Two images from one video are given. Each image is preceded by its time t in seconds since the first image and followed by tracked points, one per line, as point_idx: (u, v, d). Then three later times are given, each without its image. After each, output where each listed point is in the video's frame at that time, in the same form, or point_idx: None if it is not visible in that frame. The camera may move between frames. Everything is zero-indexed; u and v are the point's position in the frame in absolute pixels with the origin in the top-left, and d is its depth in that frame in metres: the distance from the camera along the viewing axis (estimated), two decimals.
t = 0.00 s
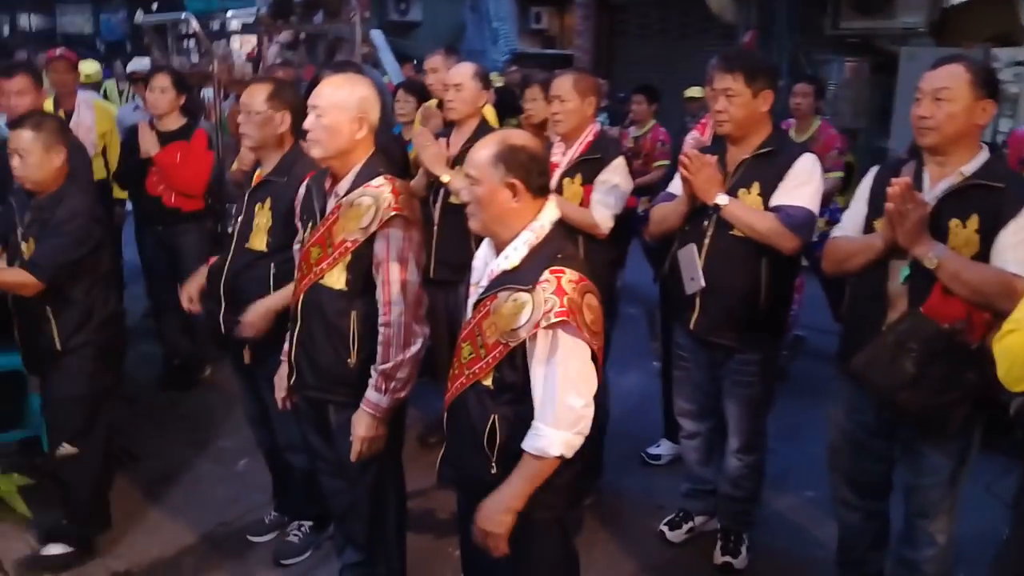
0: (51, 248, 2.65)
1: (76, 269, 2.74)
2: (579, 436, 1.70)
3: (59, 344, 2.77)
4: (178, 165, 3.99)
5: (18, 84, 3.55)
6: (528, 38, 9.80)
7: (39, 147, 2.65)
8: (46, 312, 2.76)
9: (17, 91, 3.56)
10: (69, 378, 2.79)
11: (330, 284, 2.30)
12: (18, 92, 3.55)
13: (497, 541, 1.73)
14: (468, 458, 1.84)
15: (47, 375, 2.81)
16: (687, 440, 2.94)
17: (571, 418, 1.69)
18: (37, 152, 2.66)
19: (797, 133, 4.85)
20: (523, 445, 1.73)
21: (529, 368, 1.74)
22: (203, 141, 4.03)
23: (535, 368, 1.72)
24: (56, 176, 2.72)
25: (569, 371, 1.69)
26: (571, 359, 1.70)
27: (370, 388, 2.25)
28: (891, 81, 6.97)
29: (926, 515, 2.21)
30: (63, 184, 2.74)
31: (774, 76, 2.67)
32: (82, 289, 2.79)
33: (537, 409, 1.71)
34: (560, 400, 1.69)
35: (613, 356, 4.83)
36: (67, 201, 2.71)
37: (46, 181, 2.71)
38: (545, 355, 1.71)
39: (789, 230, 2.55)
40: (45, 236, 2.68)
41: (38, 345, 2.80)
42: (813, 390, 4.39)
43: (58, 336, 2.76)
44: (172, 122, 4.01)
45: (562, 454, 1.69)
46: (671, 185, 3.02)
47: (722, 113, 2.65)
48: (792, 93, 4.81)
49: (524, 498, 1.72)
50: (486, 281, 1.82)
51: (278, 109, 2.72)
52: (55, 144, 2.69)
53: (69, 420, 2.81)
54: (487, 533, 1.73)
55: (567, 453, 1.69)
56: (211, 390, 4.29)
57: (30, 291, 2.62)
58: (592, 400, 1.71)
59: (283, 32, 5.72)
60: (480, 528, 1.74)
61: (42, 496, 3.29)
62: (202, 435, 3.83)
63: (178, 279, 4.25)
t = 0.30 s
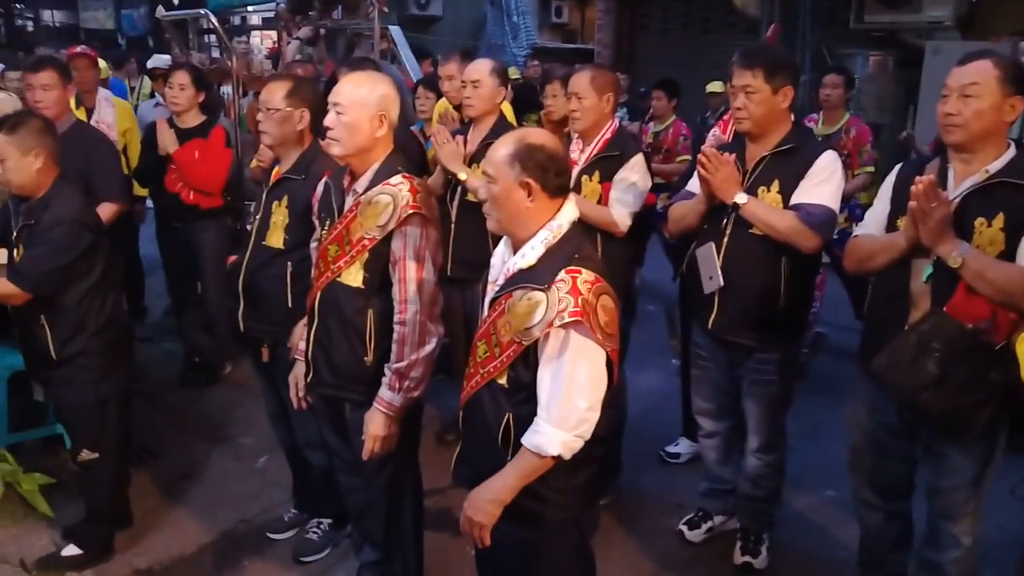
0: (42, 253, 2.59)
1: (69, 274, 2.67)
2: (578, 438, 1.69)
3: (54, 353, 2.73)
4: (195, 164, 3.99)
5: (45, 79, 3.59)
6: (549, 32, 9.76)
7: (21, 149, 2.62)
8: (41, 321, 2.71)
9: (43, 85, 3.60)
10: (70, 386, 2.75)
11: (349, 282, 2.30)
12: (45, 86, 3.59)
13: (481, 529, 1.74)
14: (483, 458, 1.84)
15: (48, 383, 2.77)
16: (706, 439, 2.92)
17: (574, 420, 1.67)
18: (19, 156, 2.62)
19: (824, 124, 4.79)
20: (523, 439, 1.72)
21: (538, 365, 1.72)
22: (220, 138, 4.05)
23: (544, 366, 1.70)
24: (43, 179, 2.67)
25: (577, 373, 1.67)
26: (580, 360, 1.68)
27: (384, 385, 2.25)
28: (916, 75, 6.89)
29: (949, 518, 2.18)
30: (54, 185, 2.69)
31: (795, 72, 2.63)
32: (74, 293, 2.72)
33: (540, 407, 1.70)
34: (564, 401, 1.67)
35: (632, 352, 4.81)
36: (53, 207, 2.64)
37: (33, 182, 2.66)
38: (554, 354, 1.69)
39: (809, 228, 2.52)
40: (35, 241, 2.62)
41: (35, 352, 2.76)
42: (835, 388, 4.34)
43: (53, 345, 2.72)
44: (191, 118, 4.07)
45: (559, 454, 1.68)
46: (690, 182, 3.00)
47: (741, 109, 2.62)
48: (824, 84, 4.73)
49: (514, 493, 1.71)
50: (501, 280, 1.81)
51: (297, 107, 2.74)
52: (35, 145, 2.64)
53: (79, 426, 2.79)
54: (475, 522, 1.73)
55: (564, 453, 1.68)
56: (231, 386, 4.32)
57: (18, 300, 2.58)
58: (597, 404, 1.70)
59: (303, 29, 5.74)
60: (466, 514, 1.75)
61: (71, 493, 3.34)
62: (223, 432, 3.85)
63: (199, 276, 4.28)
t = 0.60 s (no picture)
0: (75, 241, 2.59)
1: (104, 260, 2.68)
2: (613, 444, 1.67)
3: (91, 341, 2.77)
4: (242, 154, 4.07)
5: (102, 67, 3.67)
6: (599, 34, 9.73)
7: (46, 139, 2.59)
8: (78, 309, 2.74)
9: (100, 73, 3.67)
10: (107, 373, 2.81)
11: (389, 278, 2.30)
12: (102, 75, 3.67)
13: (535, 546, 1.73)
14: (510, 459, 1.84)
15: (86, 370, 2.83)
16: (741, 451, 2.88)
17: (606, 425, 1.66)
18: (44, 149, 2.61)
19: (880, 133, 4.69)
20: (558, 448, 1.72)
21: (567, 369, 1.71)
22: (267, 131, 4.10)
23: (573, 371, 1.69)
24: (71, 168, 2.65)
25: (606, 376, 1.66)
26: (609, 364, 1.66)
27: (420, 382, 2.26)
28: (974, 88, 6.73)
29: (990, 544, 2.11)
30: (86, 172, 2.66)
31: (845, 80, 2.58)
32: (109, 281, 2.74)
33: (572, 413, 1.69)
34: (594, 405, 1.66)
35: (670, 359, 4.77)
36: (84, 196, 2.62)
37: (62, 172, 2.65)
38: (582, 356, 1.68)
39: (853, 241, 2.47)
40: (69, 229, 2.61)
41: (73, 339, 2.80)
42: (876, 405, 4.26)
43: (90, 332, 2.76)
44: (239, 110, 4.12)
45: (595, 461, 1.67)
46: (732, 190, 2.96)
47: (788, 116, 2.58)
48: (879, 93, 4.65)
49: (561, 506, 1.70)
50: (532, 281, 1.81)
51: (337, 101, 2.73)
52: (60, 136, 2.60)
53: (115, 412, 2.86)
54: (528, 539, 1.72)
55: (599, 460, 1.66)
56: (269, 374, 4.37)
57: (50, 288, 2.58)
58: (628, 408, 1.68)
59: (353, 25, 5.79)
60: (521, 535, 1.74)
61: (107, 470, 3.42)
62: (259, 421, 3.90)
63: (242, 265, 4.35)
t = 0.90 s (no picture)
0: (98, 241, 2.62)
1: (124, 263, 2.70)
2: (645, 445, 1.65)
3: (114, 344, 2.81)
4: (271, 155, 4.11)
5: (135, 71, 3.66)
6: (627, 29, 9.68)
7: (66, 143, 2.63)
8: (101, 312, 2.78)
9: (134, 77, 3.68)
10: (130, 376, 2.84)
11: (412, 279, 2.31)
12: (135, 79, 3.68)
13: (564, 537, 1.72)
14: (535, 461, 1.84)
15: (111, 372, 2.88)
16: (769, 451, 2.86)
17: (640, 427, 1.64)
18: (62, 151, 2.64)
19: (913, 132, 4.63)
20: (592, 452, 1.70)
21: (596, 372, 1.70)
22: (294, 131, 4.12)
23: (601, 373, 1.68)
24: (91, 170, 2.68)
25: (636, 376, 1.64)
26: (637, 364, 1.65)
27: (446, 383, 2.26)
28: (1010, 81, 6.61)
29: None
30: (109, 173, 2.69)
31: (875, 75, 2.54)
32: (130, 283, 2.76)
33: (606, 415, 1.67)
34: (628, 407, 1.64)
35: (698, 357, 4.74)
36: (106, 198, 2.65)
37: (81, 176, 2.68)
38: (610, 356, 1.67)
39: (884, 239, 2.43)
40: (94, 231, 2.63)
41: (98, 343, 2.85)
42: (908, 403, 4.20)
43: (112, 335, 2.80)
44: (267, 112, 4.16)
45: (627, 463, 1.64)
46: (759, 187, 2.94)
47: (816, 113, 2.55)
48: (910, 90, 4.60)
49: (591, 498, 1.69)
50: (555, 283, 1.80)
51: (347, 103, 2.70)
52: (77, 139, 2.64)
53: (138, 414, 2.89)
54: (557, 528, 1.71)
55: (632, 461, 1.64)
56: (298, 373, 4.41)
57: (64, 288, 2.58)
58: (661, 407, 1.67)
59: (380, 25, 5.82)
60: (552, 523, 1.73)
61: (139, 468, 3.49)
62: (289, 419, 3.94)
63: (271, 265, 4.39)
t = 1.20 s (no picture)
0: (104, 252, 2.64)
1: (135, 269, 2.71)
2: (671, 438, 1.67)
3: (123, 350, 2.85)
4: (286, 154, 4.11)
5: (152, 76, 3.68)
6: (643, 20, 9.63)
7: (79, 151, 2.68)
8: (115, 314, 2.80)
9: (152, 82, 3.70)
10: (141, 379, 2.86)
11: (427, 276, 2.31)
12: (152, 84, 3.69)
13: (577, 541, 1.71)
14: (554, 459, 1.84)
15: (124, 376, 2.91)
16: (790, 445, 2.84)
17: (670, 422, 1.66)
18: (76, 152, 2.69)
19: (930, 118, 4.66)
20: (614, 447, 1.68)
21: (623, 368, 1.68)
22: (309, 130, 4.13)
23: (631, 367, 1.66)
24: (102, 174, 2.72)
25: (668, 372, 1.65)
26: (667, 358, 1.65)
27: (462, 381, 2.27)
28: None
29: None
30: (118, 176, 2.72)
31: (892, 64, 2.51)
32: (142, 286, 2.77)
33: (632, 409, 1.66)
34: (660, 403, 1.65)
35: (718, 350, 4.73)
36: (115, 202, 2.67)
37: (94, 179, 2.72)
38: (641, 352, 1.65)
39: (904, 230, 2.41)
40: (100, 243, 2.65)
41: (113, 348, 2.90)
42: (932, 395, 4.16)
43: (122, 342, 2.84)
44: (281, 110, 4.18)
45: (656, 456, 1.66)
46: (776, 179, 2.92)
47: (832, 103, 2.53)
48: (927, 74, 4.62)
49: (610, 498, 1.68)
50: (575, 279, 1.79)
51: (353, 101, 2.72)
52: (87, 143, 2.67)
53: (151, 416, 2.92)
54: (569, 530, 1.70)
55: (660, 455, 1.65)
56: (319, 371, 4.44)
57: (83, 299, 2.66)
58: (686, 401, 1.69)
59: (394, 21, 5.82)
60: (562, 525, 1.72)
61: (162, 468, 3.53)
62: (309, 418, 3.96)
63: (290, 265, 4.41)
